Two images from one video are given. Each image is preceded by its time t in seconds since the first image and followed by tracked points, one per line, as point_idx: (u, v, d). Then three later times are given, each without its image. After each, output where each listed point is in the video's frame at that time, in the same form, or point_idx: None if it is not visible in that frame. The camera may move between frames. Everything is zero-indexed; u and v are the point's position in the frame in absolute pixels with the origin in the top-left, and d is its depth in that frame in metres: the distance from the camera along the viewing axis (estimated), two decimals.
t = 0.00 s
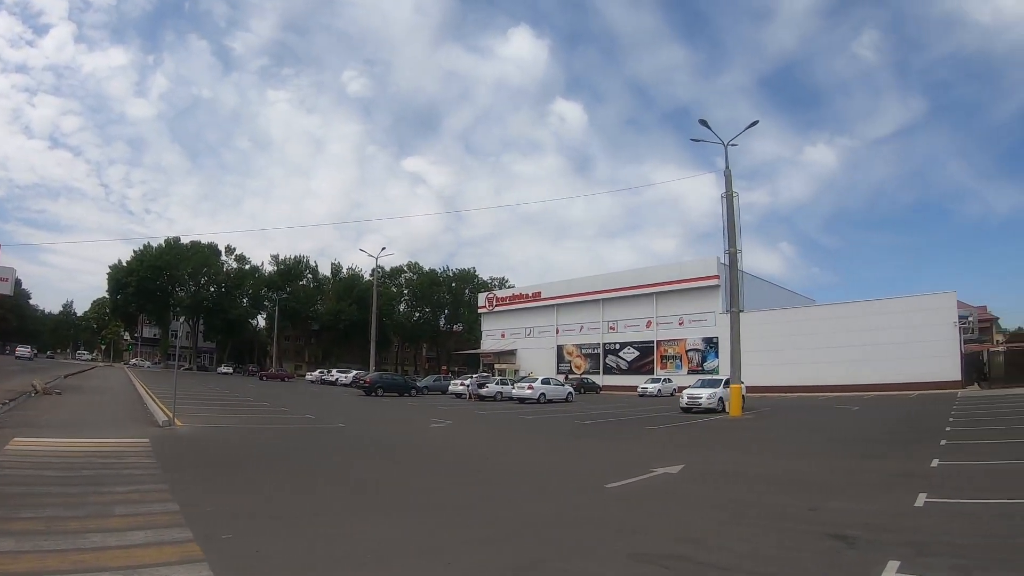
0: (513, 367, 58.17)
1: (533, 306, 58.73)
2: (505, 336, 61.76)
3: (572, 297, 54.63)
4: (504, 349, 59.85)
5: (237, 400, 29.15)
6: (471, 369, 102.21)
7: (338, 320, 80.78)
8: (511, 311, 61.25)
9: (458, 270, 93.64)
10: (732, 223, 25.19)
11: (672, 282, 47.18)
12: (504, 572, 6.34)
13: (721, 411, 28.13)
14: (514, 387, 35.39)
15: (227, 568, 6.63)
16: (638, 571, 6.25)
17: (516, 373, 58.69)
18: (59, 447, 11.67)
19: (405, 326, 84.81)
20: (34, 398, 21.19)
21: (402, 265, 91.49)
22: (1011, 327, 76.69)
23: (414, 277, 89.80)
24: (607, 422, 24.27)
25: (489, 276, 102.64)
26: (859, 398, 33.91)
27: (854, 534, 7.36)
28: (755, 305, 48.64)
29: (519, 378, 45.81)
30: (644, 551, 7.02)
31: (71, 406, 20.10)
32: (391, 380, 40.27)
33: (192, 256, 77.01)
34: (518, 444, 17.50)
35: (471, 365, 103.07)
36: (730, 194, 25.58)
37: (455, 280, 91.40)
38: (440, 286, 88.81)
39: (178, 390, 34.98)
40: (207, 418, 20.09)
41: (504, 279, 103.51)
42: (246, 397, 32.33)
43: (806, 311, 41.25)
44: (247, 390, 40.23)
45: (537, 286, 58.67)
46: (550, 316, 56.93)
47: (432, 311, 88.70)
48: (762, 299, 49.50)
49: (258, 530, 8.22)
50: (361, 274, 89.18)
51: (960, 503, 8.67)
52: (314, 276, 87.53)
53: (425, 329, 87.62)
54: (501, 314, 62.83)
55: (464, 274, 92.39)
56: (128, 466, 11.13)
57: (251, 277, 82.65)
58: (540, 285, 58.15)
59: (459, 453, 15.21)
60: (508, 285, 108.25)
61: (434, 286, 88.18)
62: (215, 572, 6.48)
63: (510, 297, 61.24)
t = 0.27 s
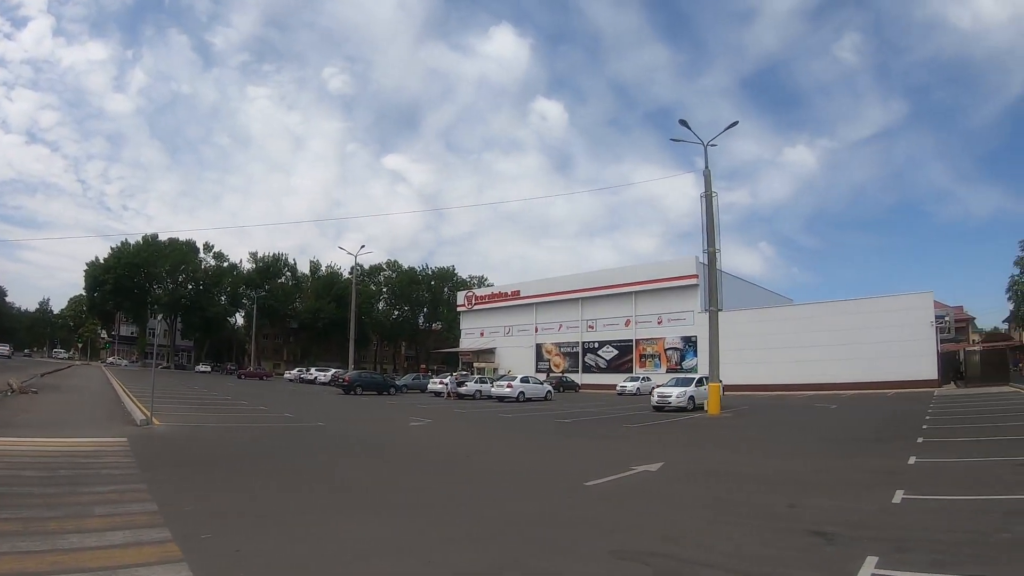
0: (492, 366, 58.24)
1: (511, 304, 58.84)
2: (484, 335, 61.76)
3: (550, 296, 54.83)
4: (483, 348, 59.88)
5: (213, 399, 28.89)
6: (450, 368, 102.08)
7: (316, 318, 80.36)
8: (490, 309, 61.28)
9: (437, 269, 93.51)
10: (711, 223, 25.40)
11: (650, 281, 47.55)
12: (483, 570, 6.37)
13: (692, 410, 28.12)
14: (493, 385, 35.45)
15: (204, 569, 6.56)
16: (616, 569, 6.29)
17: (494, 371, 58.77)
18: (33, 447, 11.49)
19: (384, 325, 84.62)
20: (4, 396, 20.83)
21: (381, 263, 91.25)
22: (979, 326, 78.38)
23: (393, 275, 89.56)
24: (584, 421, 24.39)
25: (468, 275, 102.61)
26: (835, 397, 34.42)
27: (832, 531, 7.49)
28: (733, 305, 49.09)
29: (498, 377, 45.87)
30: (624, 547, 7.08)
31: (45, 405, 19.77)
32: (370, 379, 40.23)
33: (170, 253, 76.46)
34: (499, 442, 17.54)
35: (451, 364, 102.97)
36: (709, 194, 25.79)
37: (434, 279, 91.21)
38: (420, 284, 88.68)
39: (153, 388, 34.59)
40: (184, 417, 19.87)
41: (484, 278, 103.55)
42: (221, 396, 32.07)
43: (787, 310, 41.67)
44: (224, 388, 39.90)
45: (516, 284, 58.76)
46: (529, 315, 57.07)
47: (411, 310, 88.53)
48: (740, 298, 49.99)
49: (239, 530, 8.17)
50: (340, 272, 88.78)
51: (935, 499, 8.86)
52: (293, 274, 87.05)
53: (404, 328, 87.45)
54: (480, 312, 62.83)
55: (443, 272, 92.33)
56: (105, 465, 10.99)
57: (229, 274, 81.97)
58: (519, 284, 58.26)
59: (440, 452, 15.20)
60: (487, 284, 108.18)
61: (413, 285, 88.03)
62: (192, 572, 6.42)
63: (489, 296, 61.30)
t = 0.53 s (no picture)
0: (478, 363, 58.27)
1: (498, 302, 58.83)
2: (470, 332, 61.72)
3: (536, 293, 54.88)
4: (469, 344, 59.90)
5: (198, 396, 28.70)
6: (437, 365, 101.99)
7: (302, 315, 80.22)
8: (476, 306, 61.24)
9: (424, 266, 93.37)
10: (697, 220, 25.52)
11: (636, 279, 47.67)
12: (469, 566, 6.39)
13: (669, 408, 27.93)
14: (479, 382, 35.51)
15: (190, 567, 6.53)
16: (601, 565, 6.32)
17: (481, 368, 58.82)
18: (17, 445, 11.38)
19: (371, 322, 84.48)
20: None
21: (367, 260, 91.02)
22: (961, 324, 79.40)
23: (379, 272, 89.31)
24: (571, 418, 24.46)
25: (455, 272, 102.54)
26: (818, 394, 34.79)
27: (818, 527, 7.57)
28: (719, 302, 49.33)
29: (484, 374, 45.90)
30: (611, 544, 7.11)
31: (28, 402, 19.57)
32: (356, 375, 40.19)
33: (155, 249, 75.82)
34: (487, 439, 17.56)
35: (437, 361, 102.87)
36: (695, 192, 25.91)
37: (421, 276, 91.04)
38: (406, 281, 88.55)
39: (136, 385, 34.34)
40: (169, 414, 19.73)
41: (470, 275, 103.54)
42: (204, 392, 31.91)
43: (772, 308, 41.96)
44: (209, 385, 39.68)
45: (502, 281, 58.75)
46: (515, 312, 57.13)
47: (398, 307, 88.36)
48: (726, 296, 50.29)
49: (226, 528, 8.14)
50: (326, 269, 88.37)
51: (919, 495, 8.97)
52: (278, 271, 85.99)
53: (390, 325, 87.32)
54: (466, 309, 62.80)
55: (429, 269, 92.18)
56: (90, 463, 10.91)
57: (215, 271, 81.26)
58: (505, 281, 58.29)
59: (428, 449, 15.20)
60: (474, 281, 108.08)
61: (399, 281, 87.86)
62: (177, 571, 6.38)
63: (475, 293, 61.22)
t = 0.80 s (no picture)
0: (464, 361, 58.22)
1: (484, 299, 58.83)
2: (456, 329, 61.63)
3: (523, 290, 54.93)
4: (455, 341, 59.82)
5: (183, 393, 28.47)
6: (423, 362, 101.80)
7: (288, 312, 79.96)
8: (462, 303, 61.16)
9: (410, 262, 93.20)
10: (683, 219, 25.60)
11: (623, 277, 47.81)
12: (456, 564, 6.36)
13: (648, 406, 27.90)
14: (465, 380, 35.50)
15: (173, 566, 6.45)
16: (588, 563, 6.30)
17: (467, 365, 58.78)
18: None
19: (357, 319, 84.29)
20: None
21: (354, 257, 90.78)
22: (944, 322, 80.23)
23: (365, 269, 89.05)
24: (557, 415, 24.47)
25: (442, 269, 102.37)
26: (803, 392, 35.08)
27: (804, 523, 7.63)
28: (705, 300, 49.59)
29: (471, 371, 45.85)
30: (597, 542, 7.11)
31: (9, 399, 19.29)
32: (343, 372, 40.07)
33: (141, 246, 75.05)
34: (475, 437, 17.56)
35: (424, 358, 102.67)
36: (682, 191, 25.97)
37: (407, 273, 90.96)
38: (392, 278, 88.42)
39: (119, 382, 34.00)
40: (153, 411, 19.54)
41: (457, 272, 103.44)
42: (189, 389, 31.66)
43: (759, 306, 42.29)
44: (194, 382, 39.37)
45: (489, 279, 58.72)
46: (501, 309, 57.13)
47: (384, 304, 88.17)
48: (712, 294, 50.57)
49: (210, 525, 8.07)
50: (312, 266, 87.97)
51: (903, 492, 9.06)
52: (265, 267, 86.08)
53: (376, 322, 87.10)
54: (452, 306, 62.70)
55: (416, 267, 92.34)
56: (74, 461, 10.77)
57: (201, 267, 80.85)
58: (492, 278, 58.24)
59: (416, 447, 15.17)
60: (461, 278, 107.93)
61: (385, 278, 87.69)
62: (161, 571, 6.30)
63: (462, 290, 61.14)
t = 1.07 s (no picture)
0: (450, 361, 58.08)
1: (469, 299, 58.70)
2: (442, 329, 61.46)
3: (509, 290, 54.86)
4: (441, 341, 59.64)
5: (167, 393, 28.19)
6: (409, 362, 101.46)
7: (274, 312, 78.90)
8: (448, 303, 61.00)
9: (396, 262, 92.86)
10: (669, 219, 25.66)
11: (609, 277, 47.86)
12: (440, 565, 6.28)
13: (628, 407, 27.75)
14: (451, 380, 35.41)
15: (154, 568, 6.32)
16: (573, 564, 6.25)
17: (453, 365, 58.65)
18: None
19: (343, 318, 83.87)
20: None
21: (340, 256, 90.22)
22: (927, 324, 81.05)
23: (351, 268, 88.60)
24: (542, 415, 24.45)
25: (428, 269, 102.09)
26: (788, 392, 35.29)
27: (789, 523, 7.63)
28: (691, 301, 49.75)
29: (457, 371, 45.75)
30: (582, 542, 7.06)
31: None
32: (328, 372, 39.84)
33: (125, 244, 74.24)
34: (461, 437, 17.48)
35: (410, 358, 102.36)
36: (668, 191, 26.01)
37: (393, 273, 90.61)
38: (378, 278, 88.06)
39: (101, 382, 33.58)
40: (136, 412, 19.28)
41: (442, 272, 103.20)
42: (171, 388, 31.31)
43: (745, 307, 42.47)
44: (177, 382, 39.00)
45: (475, 278, 58.61)
46: (487, 309, 57.03)
47: (370, 303, 87.83)
48: (698, 294, 50.76)
49: (192, 527, 7.93)
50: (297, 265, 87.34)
51: (886, 492, 9.11)
52: (250, 266, 84.93)
53: (362, 321, 86.72)
54: (438, 306, 62.50)
55: (402, 266, 91.91)
56: (53, 462, 10.58)
57: (186, 266, 80.07)
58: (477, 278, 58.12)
59: (402, 447, 15.06)
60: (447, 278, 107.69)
61: (371, 278, 87.33)
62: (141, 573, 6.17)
63: (447, 290, 60.97)
